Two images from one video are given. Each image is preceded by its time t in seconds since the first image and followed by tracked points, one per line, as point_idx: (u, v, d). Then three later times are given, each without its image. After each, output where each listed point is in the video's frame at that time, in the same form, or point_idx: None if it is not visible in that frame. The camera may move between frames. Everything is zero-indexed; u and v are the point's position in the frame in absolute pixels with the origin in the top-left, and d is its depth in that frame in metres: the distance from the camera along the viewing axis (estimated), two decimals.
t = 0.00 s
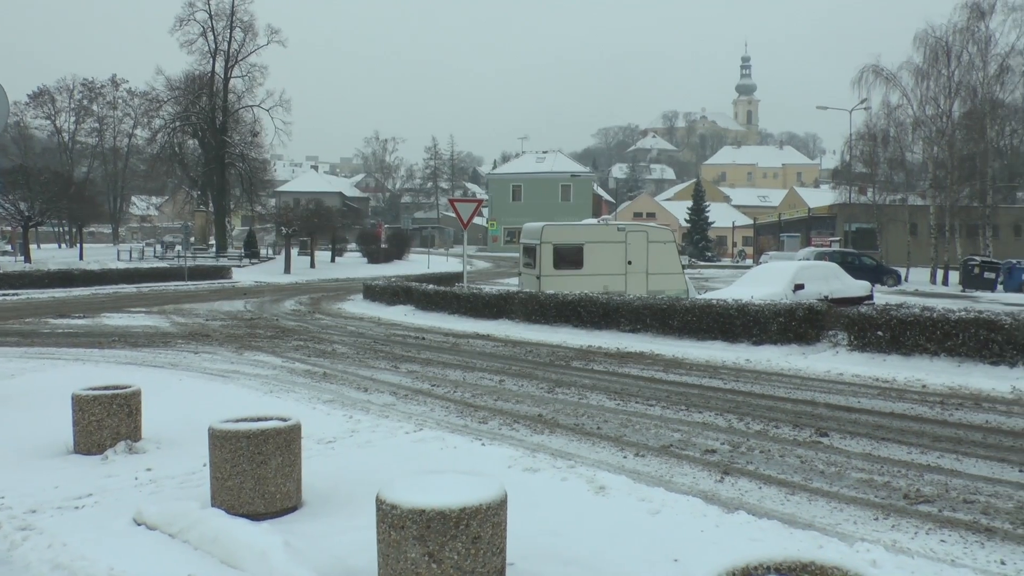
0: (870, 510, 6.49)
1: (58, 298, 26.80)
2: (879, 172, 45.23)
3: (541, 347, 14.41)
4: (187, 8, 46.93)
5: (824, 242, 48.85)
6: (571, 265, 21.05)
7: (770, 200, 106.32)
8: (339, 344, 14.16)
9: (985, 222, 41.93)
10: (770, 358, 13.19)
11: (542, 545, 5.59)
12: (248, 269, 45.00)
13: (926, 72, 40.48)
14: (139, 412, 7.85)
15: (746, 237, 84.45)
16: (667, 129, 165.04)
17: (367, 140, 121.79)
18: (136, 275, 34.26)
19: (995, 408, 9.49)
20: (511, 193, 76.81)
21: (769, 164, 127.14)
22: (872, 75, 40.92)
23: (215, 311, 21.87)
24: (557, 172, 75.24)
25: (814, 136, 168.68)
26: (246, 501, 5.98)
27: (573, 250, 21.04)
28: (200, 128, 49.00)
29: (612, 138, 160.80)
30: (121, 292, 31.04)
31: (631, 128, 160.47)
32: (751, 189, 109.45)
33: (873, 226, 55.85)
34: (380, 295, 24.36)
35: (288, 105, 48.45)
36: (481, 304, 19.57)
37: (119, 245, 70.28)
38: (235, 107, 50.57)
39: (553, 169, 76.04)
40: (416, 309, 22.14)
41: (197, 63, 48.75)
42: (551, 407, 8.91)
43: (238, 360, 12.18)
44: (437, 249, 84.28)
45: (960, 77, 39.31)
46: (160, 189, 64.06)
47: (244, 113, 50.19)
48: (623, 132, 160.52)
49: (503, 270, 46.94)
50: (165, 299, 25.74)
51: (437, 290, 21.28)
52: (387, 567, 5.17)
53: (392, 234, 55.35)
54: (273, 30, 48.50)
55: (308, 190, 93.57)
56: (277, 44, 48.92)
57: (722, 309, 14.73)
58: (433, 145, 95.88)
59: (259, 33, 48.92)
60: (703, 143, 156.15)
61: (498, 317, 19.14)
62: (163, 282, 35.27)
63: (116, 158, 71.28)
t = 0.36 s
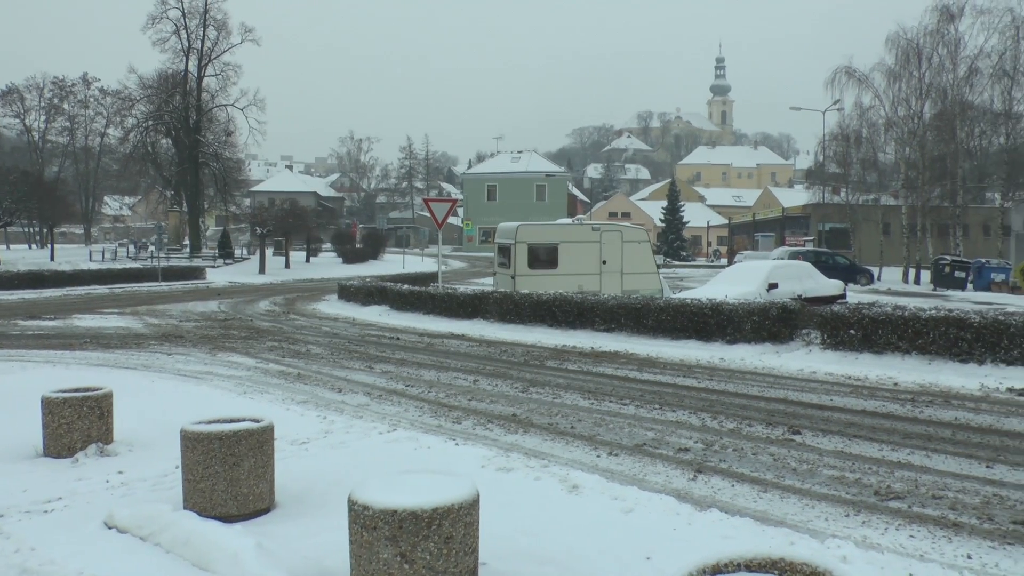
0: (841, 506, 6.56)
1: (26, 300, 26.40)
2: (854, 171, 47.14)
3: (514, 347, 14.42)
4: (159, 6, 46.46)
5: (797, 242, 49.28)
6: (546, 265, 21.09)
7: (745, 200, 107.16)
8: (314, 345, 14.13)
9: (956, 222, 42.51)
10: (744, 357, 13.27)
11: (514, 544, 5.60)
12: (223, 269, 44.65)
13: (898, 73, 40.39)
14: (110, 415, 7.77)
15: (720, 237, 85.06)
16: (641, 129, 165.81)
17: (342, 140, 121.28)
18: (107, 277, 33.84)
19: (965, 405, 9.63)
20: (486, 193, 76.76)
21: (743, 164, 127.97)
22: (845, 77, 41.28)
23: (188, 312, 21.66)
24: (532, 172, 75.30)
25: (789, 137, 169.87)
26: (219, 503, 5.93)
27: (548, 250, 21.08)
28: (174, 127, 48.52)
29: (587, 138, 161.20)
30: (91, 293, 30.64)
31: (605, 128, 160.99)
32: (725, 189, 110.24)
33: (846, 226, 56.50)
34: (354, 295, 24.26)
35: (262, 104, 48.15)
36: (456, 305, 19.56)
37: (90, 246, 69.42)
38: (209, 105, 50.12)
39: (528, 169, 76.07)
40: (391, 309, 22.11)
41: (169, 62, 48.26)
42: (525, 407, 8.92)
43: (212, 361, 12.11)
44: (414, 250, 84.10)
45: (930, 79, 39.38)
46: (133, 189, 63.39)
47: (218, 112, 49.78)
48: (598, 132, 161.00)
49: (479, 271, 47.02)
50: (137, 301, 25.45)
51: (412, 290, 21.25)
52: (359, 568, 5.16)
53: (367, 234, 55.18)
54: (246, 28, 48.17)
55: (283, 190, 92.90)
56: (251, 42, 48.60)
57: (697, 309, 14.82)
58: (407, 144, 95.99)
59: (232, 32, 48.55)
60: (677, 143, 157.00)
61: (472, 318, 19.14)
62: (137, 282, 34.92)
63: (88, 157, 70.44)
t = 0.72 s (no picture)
0: (814, 503, 6.63)
1: None
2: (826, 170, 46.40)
3: (490, 346, 14.44)
4: (132, 4, 46.02)
5: (772, 241, 49.65)
6: (522, 264, 21.13)
7: (720, 199, 107.94)
8: (289, 345, 14.10)
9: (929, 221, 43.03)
10: (718, 356, 13.37)
11: (486, 543, 5.62)
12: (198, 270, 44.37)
13: (870, 74, 40.29)
14: (82, 418, 7.70)
15: (696, 236, 85.56)
16: (617, 129, 166.20)
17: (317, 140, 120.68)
18: (79, 278, 33.50)
19: (936, 401, 9.76)
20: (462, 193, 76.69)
21: (719, 163, 128.71)
22: (818, 77, 41.65)
23: (162, 313, 21.50)
24: (507, 171, 75.33)
25: (763, 137, 171.11)
26: (193, 505, 5.88)
27: (523, 250, 21.12)
28: (147, 126, 48.08)
29: (563, 138, 161.41)
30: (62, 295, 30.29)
31: (581, 128, 161.42)
32: (700, 189, 110.84)
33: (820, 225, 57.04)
34: (330, 296, 24.19)
35: (237, 104, 47.86)
36: (431, 304, 19.56)
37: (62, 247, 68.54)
38: (183, 105, 49.75)
39: (503, 168, 76.09)
40: (367, 309, 22.07)
41: (143, 61, 47.82)
42: (500, 406, 8.94)
43: (187, 363, 12.05)
44: (393, 250, 83.89)
45: (903, 79, 39.24)
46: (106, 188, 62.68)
47: (192, 111, 49.44)
48: (573, 132, 161.27)
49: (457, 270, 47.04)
50: (110, 302, 25.28)
51: (388, 290, 21.23)
52: (333, 570, 5.15)
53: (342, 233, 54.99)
54: (221, 27, 47.86)
55: (258, 190, 92.27)
56: (225, 41, 48.29)
57: (672, 307, 14.91)
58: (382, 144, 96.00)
59: (206, 31, 48.21)
60: (653, 143, 157.53)
61: (448, 317, 19.15)
62: (111, 283, 34.65)
63: (59, 157, 69.61)
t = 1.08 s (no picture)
0: (788, 501, 6.70)
1: None
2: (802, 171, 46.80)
3: (467, 347, 14.46)
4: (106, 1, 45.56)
5: (749, 240, 49.98)
6: (499, 264, 21.15)
7: (696, 199, 108.54)
8: (265, 346, 14.05)
9: (904, 220, 43.50)
10: (694, 356, 13.44)
11: (461, 544, 5.63)
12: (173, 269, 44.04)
13: (845, 75, 40.89)
14: (53, 420, 7.62)
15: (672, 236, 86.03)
16: (593, 129, 166.61)
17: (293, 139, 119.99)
18: (52, 278, 33.15)
19: (908, 399, 9.89)
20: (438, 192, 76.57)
21: (695, 164, 129.27)
22: (794, 78, 41.93)
23: (137, 314, 21.32)
24: (484, 171, 75.35)
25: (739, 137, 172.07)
26: (166, 508, 5.82)
27: (501, 250, 21.12)
28: (122, 125, 47.64)
29: (539, 138, 161.60)
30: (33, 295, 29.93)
31: (558, 128, 161.81)
32: (677, 189, 111.43)
33: (797, 225, 57.55)
34: (306, 296, 24.10)
35: (213, 102, 47.54)
36: (408, 304, 19.55)
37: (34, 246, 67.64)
38: (158, 103, 49.33)
39: (480, 168, 76.09)
40: (344, 309, 22.01)
41: (117, 59, 47.36)
42: (475, 406, 8.95)
43: (161, 363, 11.98)
44: (371, 249, 83.64)
45: (877, 81, 39.99)
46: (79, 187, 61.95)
47: (168, 110, 49.04)
48: (550, 132, 161.51)
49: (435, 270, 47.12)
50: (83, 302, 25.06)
51: (364, 290, 21.18)
52: (307, 571, 5.15)
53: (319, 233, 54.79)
54: (196, 25, 47.53)
55: (234, 190, 91.61)
56: (201, 39, 47.95)
57: (648, 307, 14.98)
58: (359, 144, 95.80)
59: (182, 28, 47.83)
60: (630, 143, 158.01)
61: (424, 317, 19.14)
62: (84, 283, 34.35)
63: (31, 156, 68.73)
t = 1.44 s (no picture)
0: (761, 500, 6.77)
1: None
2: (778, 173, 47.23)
3: (443, 347, 14.49)
4: None
5: (725, 241, 50.31)
6: (476, 265, 21.15)
7: (673, 200, 109.13)
8: (240, 346, 13.99)
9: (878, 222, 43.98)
10: (669, 356, 13.54)
11: (435, 544, 5.65)
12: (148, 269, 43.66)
13: (820, 78, 41.97)
14: (24, 421, 7.53)
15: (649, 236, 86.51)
16: (571, 130, 166.98)
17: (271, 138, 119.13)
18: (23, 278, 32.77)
19: (881, 399, 10.01)
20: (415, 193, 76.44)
21: (672, 165, 129.94)
22: (770, 80, 42.27)
23: (111, 314, 21.12)
24: (461, 172, 75.35)
25: (716, 138, 173.17)
26: (139, 509, 5.75)
27: (478, 250, 21.13)
28: (96, 123, 47.18)
29: (516, 138, 161.77)
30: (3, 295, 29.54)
31: (535, 129, 162.20)
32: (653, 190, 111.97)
33: (772, 226, 58.06)
34: (282, 296, 23.99)
35: (189, 101, 47.21)
36: (384, 305, 19.55)
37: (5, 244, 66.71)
38: (133, 101, 48.87)
39: (457, 169, 76.07)
40: (320, 309, 21.93)
41: (91, 56, 46.87)
42: (451, 407, 8.97)
43: (135, 364, 11.90)
44: (349, 249, 83.34)
45: (851, 84, 40.89)
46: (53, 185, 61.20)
47: (143, 108, 48.57)
48: (527, 132, 161.72)
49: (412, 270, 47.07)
50: (55, 302, 24.78)
51: (340, 291, 21.13)
52: (281, 572, 5.14)
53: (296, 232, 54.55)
54: (172, 23, 47.15)
55: (210, 189, 90.89)
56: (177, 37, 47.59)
57: (624, 307, 15.07)
58: (336, 144, 95.44)
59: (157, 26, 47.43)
60: (607, 144, 158.54)
61: (400, 318, 19.14)
62: (56, 283, 34.04)
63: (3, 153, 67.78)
